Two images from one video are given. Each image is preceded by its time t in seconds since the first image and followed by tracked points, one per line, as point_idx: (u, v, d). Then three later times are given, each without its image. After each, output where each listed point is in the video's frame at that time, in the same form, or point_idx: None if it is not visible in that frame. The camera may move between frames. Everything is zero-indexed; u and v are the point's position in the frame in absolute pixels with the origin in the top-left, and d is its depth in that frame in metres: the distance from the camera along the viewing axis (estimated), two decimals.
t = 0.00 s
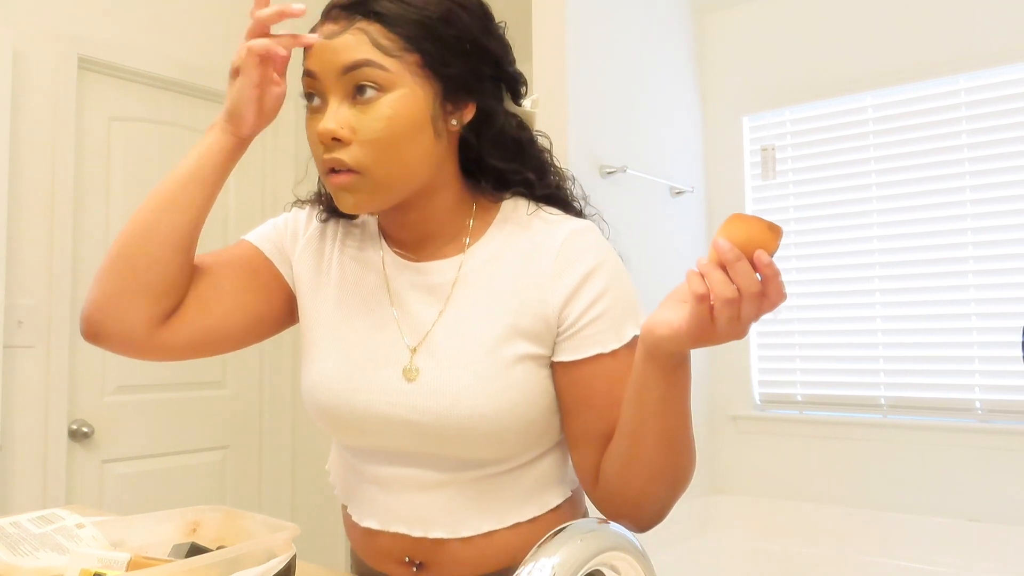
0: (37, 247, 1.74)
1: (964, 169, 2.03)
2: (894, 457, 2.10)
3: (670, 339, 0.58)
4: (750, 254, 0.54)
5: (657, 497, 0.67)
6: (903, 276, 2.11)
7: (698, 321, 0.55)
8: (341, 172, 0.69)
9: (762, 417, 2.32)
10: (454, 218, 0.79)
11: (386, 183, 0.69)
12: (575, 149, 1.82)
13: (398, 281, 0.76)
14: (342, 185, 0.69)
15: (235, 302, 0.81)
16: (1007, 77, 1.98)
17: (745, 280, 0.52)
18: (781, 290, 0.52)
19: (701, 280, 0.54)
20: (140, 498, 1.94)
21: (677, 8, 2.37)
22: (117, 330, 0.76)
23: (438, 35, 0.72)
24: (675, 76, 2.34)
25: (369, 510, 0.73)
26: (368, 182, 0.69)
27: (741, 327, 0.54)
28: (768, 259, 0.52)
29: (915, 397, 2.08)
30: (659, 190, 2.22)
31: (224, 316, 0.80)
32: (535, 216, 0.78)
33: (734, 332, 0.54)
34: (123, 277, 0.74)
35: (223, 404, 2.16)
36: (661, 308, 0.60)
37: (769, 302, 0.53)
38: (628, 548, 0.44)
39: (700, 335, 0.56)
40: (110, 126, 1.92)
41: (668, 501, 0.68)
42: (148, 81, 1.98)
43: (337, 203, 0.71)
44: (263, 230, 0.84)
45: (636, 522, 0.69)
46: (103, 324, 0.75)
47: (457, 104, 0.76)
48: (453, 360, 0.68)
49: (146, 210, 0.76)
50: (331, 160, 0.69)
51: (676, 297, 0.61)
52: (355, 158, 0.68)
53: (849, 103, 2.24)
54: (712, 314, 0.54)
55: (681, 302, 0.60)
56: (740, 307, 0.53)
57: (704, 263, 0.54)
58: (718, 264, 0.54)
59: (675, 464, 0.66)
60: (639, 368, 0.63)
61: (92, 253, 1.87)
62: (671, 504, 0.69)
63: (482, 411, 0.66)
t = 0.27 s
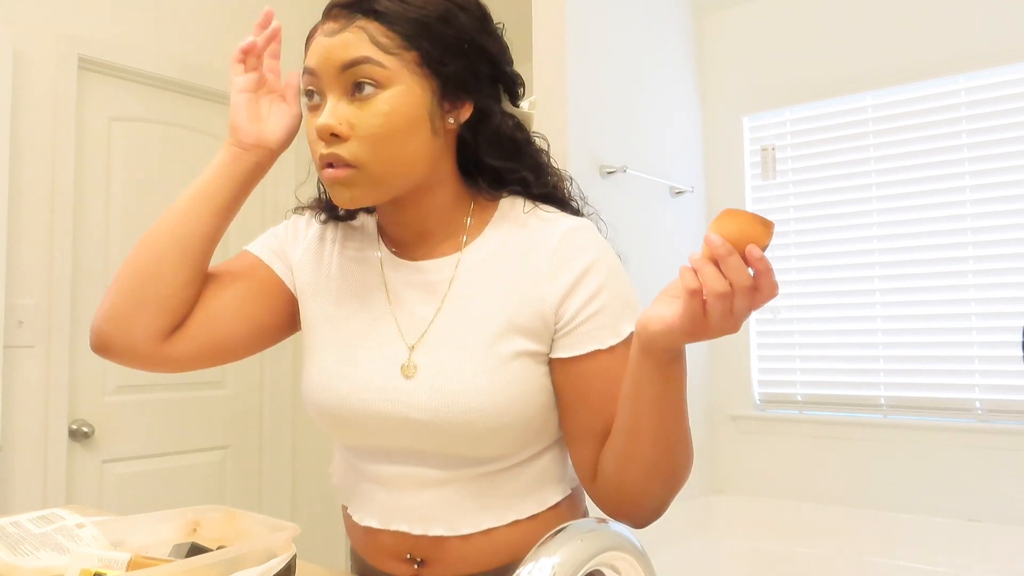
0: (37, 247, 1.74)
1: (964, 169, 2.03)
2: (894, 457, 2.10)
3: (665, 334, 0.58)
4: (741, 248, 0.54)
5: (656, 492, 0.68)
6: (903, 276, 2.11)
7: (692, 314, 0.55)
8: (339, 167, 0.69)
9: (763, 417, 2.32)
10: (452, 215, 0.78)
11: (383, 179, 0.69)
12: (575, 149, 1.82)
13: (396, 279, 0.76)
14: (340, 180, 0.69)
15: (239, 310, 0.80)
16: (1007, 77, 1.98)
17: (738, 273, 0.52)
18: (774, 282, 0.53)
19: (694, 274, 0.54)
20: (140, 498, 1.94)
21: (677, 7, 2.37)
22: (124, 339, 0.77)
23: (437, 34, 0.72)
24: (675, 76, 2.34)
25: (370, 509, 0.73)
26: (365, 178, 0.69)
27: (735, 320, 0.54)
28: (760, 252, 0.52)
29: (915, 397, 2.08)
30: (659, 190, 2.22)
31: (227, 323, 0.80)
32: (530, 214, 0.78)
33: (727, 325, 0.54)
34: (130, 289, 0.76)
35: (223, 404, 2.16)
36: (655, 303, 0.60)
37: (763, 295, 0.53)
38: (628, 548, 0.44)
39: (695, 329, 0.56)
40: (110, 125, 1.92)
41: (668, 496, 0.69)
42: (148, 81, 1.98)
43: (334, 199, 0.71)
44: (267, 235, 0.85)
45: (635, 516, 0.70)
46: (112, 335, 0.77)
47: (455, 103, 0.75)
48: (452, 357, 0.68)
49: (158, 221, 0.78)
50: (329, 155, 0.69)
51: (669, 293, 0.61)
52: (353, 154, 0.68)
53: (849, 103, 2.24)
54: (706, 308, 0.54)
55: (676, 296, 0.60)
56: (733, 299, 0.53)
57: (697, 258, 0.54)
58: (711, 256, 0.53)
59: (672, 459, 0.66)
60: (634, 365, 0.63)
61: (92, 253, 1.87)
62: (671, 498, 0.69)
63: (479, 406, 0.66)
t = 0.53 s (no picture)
0: (37, 247, 1.74)
1: (964, 169, 2.03)
2: (894, 457, 2.10)
3: (654, 327, 0.59)
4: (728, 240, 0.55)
5: (652, 488, 0.68)
6: (903, 276, 2.11)
7: (681, 307, 0.55)
8: (327, 170, 0.70)
9: (763, 417, 2.31)
10: (448, 214, 0.79)
11: (371, 179, 0.70)
12: (575, 149, 1.82)
13: (396, 276, 0.76)
14: (329, 183, 0.70)
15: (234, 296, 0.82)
16: (1007, 77, 1.98)
17: (725, 266, 0.52)
18: (761, 274, 0.53)
19: (682, 267, 0.54)
20: (140, 499, 1.94)
21: (677, 7, 2.37)
22: (115, 319, 0.76)
23: (418, 33, 0.73)
24: (675, 76, 2.34)
25: (369, 507, 0.73)
26: (353, 178, 0.69)
27: (723, 313, 0.54)
28: (746, 244, 0.53)
29: (915, 397, 2.08)
30: (659, 190, 2.22)
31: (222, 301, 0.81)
32: (527, 212, 0.78)
33: (716, 318, 0.54)
34: (120, 266, 0.75)
35: (224, 404, 2.16)
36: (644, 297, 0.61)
37: (750, 288, 0.53)
38: (628, 548, 0.44)
39: (684, 321, 0.56)
40: (110, 125, 1.92)
41: (664, 492, 0.69)
42: (148, 81, 1.98)
43: (328, 202, 0.72)
44: (269, 233, 0.85)
45: (632, 514, 0.70)
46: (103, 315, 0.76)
47: (441, 101, 0.75)
48: (451, 354, 0.68)
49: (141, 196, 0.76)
50: (317, 159, 0.70)
51: (660, 287, 0.61)
52: (338, 156, 0.69)
53: (849, 103, 2.24)
54: (694, 301, 0.54)
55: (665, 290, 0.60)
56: (721, 292, 0.53)
57: (685, 251, 0.54)
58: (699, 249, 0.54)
59: (666, 455, 0.66)
60: (627, 363, 0.63)
61: (92, 253, 1.87)
62: (668, 495, 0.69)
63: (477, 403, 0.66)
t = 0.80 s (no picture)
0: (38, 247, 1.74)
1: (964, 169, 2.03)
2: (893, 456, 2.10)
3: (657, 333, 0.59)
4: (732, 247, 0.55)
5: (652, 488, 0.68)
6: (903, 276, 2.11)
7: (684, 313, 0.55)
8: (324, 172, 0.70)
9: (763, 417, 2.32)
10: (448, 213, 0.79)
11: (367, 180, 0.70)
12: (575, 149, 1.82)
13: (397, 275, 0.76)
14: (326, 185, 0.70)
15: (228, 282, 0.82)
16: (1007, 77, 1.98)
17: (728, 273, 0.53)
18: (764, 281, 0.53)
19: (685, 273, 0.54)
20: (140, 498, 1.94)
21: (677, 7, 2.37)
22: (110, 295, 0.77)
23: (411, 33, 0.72)
24: (675, 76, 2.34)
25: (369, 506, 0.73)
26: (349, 180, 0.69)
27: (726, 320, 0.54)
28: (750, 251, 0.52)
29: (915, 397, 2.08)
30: (659, 190, 2.22)
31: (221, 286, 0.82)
32: (528, 212, 0.78)
33: (719, 324, 0.54)
34: (117, 242, 0.76)
35: (224, 404, 2.16)
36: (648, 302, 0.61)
37: (753, 294, 0.54)
38: (628, 548, 0.44)
39: (686, 328, 0.56)
40: (110, 126, 1.92)
41: (664, 492, 0.69)
42: (148, 81, 1.98)
43: (326, 203, 0.72)
44: (270, 227, 0.85)
45: (631, 514, 0.70)
46: (98, 292, 0.77)
47: (436, 100, 0.75)
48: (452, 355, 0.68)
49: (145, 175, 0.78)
50: (313, 161, 0.70)
51: (662, 291, 0.61)
52: (334, 158, 0.69)
53: (849, 103, 2.24)
54: (697, 308, 0.54)
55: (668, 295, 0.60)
56: (724, 299, 0.53)
57: (689, 257, 0.54)
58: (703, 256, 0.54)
59: (667, 456, 0.67)
60: (629, 364, 0.63)
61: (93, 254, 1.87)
62: (668, 496, 0.69)
63: (476, 403, 0.66)
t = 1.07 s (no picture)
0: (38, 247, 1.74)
1: (964, 169, 2.03)
2: (893, 456, 2.10)
3: (659, 335, 0.59)
4: (734, 251, 0.54)
5: (652, 490, 0.68)
6: (903, 276, 2.11)
7: (685, 317, 0.55)
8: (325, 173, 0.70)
9: (763, 417, 2.31)
10: (448, 212, 0.79)
11: (367, 180, 0.70)
12: (575, 149, 1.81)
13: (398, 275, 0.76)
14: (328, 186, 0.70)
15: (228, 277, 0.82)
16: (1007, 77, 1.98)
17: (730, 277, 0.52)
18: (766, 285, 0.53)
19: (687, 277, 0.54)
20: (140, 498, 1.94)
21: (677, 7, 2.37)
22: (109, 289, 0.77)
23: (407, 32, 0.72)
24: (674, 76, 2.34)
25: (370, 505, 0.73)
26: (350, 180, 0.70)
27: (727, 323, 0.54)
28: (752, 255, 0.52)
29: (915, 397, 2.08)
30: (659, 190, 2.21)
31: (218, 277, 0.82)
32: (528, 213, 0.78)
33: (720, 329, 0.54)
34: (117, 236, 0.76)
35: (224, 404, 2.16)
36: (651, 304, 0.61)
37: (755, 298, 0.53)
38: (628, 548, 0.44)
39: (687, 331, 0.56)
40: (110, 126, 1.92)
41: (664, 493, 0.69)
42: (148, 81, 1.98)
43: (328, 204, 0.73)
44: (273, 225, 0.85)
45: (631, 515, 0.70)
46: (97, 285, 0.77)
47: (434, 98, 0.75)
48: (453, 354, 0.68)
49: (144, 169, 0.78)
50: (314, 162, 0.70)
51: (665, 293, 0.61)
52: (334, 158, 0.69)
53: (849, 103, 2.24)
54: (699, 312, 0.54)
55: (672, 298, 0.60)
56: (725, 303, 0.53)
57: (690, 261, 0.54)
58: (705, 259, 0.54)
59: (667, 458, 0.67)
60: (630, 366, 0.63)
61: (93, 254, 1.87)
62: (668, 497, 0.70)
63: (476, 403, 0.66)
